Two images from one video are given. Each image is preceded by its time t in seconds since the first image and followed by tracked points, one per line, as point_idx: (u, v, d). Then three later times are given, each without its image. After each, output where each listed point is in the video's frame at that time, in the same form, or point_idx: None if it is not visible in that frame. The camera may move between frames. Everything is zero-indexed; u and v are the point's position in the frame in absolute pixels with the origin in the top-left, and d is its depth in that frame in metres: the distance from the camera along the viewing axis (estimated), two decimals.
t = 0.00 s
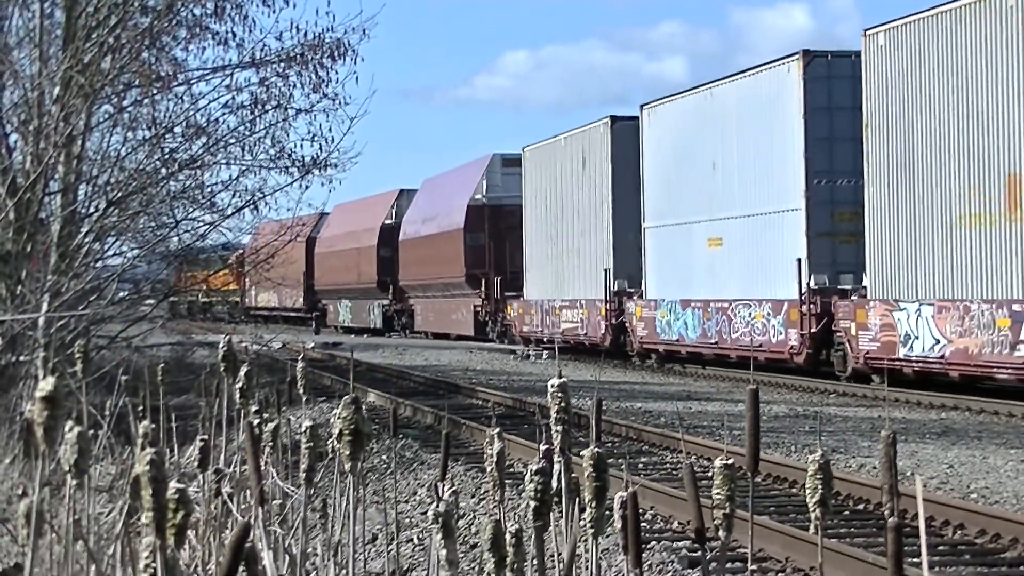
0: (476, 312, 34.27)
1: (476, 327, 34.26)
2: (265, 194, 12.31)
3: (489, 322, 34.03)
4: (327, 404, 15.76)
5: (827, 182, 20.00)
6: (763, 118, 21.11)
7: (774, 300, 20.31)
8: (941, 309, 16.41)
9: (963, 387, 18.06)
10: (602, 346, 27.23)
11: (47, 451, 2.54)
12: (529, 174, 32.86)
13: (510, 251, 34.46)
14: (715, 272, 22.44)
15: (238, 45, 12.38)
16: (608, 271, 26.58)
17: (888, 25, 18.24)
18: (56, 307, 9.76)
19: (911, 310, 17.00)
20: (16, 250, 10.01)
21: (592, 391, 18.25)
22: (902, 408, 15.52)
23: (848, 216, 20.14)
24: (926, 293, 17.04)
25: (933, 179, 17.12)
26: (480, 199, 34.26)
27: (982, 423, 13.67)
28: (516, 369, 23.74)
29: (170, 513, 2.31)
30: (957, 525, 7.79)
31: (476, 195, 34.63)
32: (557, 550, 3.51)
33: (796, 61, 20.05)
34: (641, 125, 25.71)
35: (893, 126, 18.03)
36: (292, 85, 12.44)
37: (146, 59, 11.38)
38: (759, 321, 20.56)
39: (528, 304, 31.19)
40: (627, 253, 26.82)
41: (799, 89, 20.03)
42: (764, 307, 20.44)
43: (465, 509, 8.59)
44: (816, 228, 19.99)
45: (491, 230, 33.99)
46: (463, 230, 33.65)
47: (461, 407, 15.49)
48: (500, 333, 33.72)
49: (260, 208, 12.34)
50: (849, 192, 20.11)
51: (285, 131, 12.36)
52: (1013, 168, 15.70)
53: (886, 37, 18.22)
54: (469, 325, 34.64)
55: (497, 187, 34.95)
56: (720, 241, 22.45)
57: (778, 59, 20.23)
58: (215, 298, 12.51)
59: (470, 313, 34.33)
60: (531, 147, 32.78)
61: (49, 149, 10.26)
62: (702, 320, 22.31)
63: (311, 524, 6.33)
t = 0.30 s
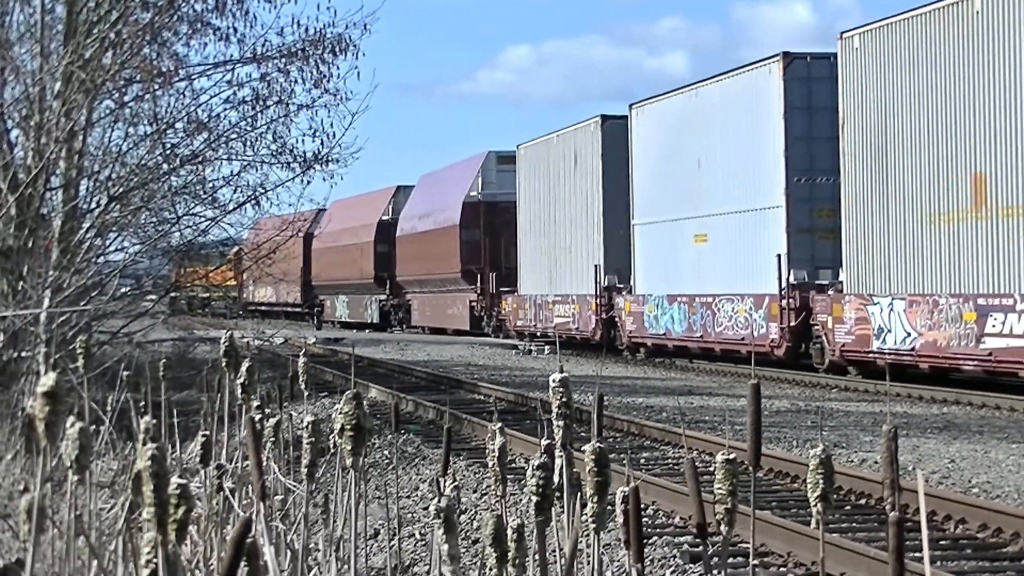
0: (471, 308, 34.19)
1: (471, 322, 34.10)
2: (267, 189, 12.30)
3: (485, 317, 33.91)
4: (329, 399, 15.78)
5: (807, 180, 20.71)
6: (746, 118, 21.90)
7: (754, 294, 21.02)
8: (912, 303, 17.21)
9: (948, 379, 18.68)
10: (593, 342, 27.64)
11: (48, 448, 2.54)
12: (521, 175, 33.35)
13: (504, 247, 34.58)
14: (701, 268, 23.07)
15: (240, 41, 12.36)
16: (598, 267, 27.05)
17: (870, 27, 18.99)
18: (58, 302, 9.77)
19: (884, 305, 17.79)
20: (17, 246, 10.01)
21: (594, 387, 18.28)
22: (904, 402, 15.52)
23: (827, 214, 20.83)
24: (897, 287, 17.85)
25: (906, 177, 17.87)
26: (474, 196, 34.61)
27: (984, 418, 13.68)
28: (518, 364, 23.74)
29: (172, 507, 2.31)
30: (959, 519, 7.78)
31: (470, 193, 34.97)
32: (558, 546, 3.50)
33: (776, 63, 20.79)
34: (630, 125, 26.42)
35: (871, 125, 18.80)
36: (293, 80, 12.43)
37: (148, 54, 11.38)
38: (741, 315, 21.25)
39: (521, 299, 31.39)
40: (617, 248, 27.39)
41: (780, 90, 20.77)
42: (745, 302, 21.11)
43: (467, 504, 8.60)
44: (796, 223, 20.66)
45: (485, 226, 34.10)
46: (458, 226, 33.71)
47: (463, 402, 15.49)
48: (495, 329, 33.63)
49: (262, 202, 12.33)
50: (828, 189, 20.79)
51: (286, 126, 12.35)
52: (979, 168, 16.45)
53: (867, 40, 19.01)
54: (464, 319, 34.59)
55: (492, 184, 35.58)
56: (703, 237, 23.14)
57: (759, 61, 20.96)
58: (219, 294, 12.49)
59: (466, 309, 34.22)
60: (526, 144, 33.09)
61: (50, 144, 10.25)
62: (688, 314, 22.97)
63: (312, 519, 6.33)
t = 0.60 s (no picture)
0: (466, 305, 34.54)
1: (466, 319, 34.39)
2: (267, 186, 12.29)
3: (479, 314, 34.25)
4: (329, 396, 15.80)
5: (787, 180, 21.33)
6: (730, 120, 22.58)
7: (736, 291, 21.69)
8: (884, 300, 18.01)
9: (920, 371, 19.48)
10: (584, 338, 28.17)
11: (49, 445, 2.54)
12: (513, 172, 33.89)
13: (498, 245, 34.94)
14: (686, 265, 23.79)
15: (240, 37, 12.34)
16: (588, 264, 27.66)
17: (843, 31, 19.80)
18: (58, 300, 9.77)
19: (858, 301, 18.57)
20: (18, 243, 10.00)
21: (596, 383, 18.32)
22: (904, 399, 15.53)
23: (806, 212, 21.49)
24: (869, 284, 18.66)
25: (878, 176, 18.68)
26: (469, 194, 34.63)
27: (984, 414, 13.69)
28: (518, 360, 23.76)
29: (173, 504, 2.31)
30: (959, 517, 7.78)
31: (465, 191, 35.09)
32: (560, 542, 3.50)
33: (757, 66, 21.46)
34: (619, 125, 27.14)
35: (845, 126, 19.61)
36: (294, 76, 12.41)
37: (148, 51, 11.37)
38: (724, 312, 21.92)
39: (514, 296, 31.79)
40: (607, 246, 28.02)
41: (760, 92, 21.32)
42: (728, 299, 21.78)
43: (467, 500, 8.60)
44: (776, 222, 21.31)
45: (480, 225, 34.40)
46: (452, 224, 33.93)
47: (463, 399, 15.51)
48: (489, 325, 34.00)
49: (262, 199, 12.32)
50: (807, 189, 21.42)
51: (287, 123, 12.34)
52: (943, 169, 17.29)
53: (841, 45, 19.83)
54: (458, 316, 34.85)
55: (486, 183, 35.54)
56: (688, 235, 23.82)
57: (740, 64, 21.51)
58: (219, 293, 12.55)
59: (461, 306, 34.49)
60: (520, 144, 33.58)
61: (51, 141, 10.24)
62: (674, 310, 23.71)
63: (312, 514, 6.32)
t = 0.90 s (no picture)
0: (460, 302, 34.83)
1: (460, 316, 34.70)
2: (267, 184, 12.29)
3: (473, 311, 34.54)
4: (329, 393, 15.81)
5: (767, 180, 21.71)
6: (710, 121, 22.97)
7: (718, 288, 22.08)
8: (857, 297, 18.52)
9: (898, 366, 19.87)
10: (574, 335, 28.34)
11: (49, 442, 2.54)
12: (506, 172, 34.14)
13: (493, 243, 35.07)
14: (670, 263, 24.20)
15: (241, 35, 12.33)
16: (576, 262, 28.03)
17: (820, 36, 20.36)
18: (58, 297, 9.76)
19: (833, 298, 19.05)
20: (18, 240, 9.99)
21: (596, 380, 18.31)
22: (904, 396, 15.52)
23: (786, 211, 21.85)
24: (843, 281, 19.16)
25: (852, 176, 19.19)
26: (463, 194, 34.94)
27: (984, 411, 13.69)
28: (517, 358, 23.79)
29: (174, 501, 2.33)
30: (959, 514, 7.79)
31: (459, 190, 35.28)
32: (562, 541, 3.50)
33: (738, 70, 21.87)
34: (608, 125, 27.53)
35: (821, 127, 20.15)
36: (294, 74, 12.41)
37: (148, 48, 11.37)
38: (706, 309, 22.33)
39: (507, 293, 32.12)
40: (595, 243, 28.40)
41: (741, 95, 21.80)
42: (710, 296, 22.19)
43: (468, 498, 8.60)
44: (755, 221, 21.71)
45: (474, 223, 34.67)
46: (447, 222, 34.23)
47: (463, 396, 15.52)
48: (483, 321, 34.26)
49: (262, 197, 12.32)
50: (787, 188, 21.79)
51: (287, 120, 12.34)
52: (911, 170, 17.81)
53: (815, 49, 20.37)
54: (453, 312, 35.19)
55: (479, 182, 35.86)
56: (671, 234, 24.24)
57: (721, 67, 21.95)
58: (218, 289, 12.43)
59: (455, 302, 34.82)
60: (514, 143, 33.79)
61: (51, 139, 10.23)
62: (659, 307, 24.10)
63: (312, 513, 6.32)
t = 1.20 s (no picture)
0: (453, 300, 35.19)
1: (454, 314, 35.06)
2: (265, 183, 12.28)
3: (466, 309, 34.90)
4: (329, 392, 15.82)
5: (746, 180, 22.05)
6: (692, 123, 23.32)
7: (699, 286, 22.38)
8: (831, 294, 18.94)
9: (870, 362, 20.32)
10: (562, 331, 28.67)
11: (48, 441, 2.53)
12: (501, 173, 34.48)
13: (486, 242, 35.41)
14: (654, 262, 24.51)
15: (238, 34, 12.32)
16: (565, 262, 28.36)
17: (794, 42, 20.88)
18: (57, 296, 9.75)
19: (807, 295, 19.49)
20: (17, 240, 9.97)
21: (594, 378, 18.32)
22: (904, 393, 15.53)
23: (765, 211, 22.23)
24: (819, 278, 19.61)
25: (828, 177, 19.62)
26: (456, 194, 35.18)
27: (984, 409, 13.69)
28: (515, 356, 23.80)
29: (172, 501, 2.34)
30: (958, 511, 7.80)
31: (452, 190, 35.52)
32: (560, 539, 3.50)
33: (717, 73, 22.24)
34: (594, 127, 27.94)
35: (797, 130, 20.59)
36: (292, 73, 12.40)
37: (146, 47, 11.37)
38: (688, 306, 22.59)
39: (500, 291, 32.51)
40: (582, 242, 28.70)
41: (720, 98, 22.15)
42: (692, 293, 22.45)
43: (468, 496, 8.60)
44: (735, 220, 22.06)
45: (467, 222, 34.92)
46: (440, 222, 34.42)
47: (462, 394, 15.53)
48: (477, 320, 34.73)
49: (261, 196, 12.31)
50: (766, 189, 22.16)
51: (285, 119, 12.33)
52: (883, 171, 18.27)
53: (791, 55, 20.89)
54: (447, 311, 35.58)
55: (472, 182, 36.04)
56: (655, 233, 24.59)
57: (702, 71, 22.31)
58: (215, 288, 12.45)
59: (448, 301, 35.18)
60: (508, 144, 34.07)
61: (49, 138, 10.22)
62: (645, 304, 24.29)
63: (311, 511, 6.31)
